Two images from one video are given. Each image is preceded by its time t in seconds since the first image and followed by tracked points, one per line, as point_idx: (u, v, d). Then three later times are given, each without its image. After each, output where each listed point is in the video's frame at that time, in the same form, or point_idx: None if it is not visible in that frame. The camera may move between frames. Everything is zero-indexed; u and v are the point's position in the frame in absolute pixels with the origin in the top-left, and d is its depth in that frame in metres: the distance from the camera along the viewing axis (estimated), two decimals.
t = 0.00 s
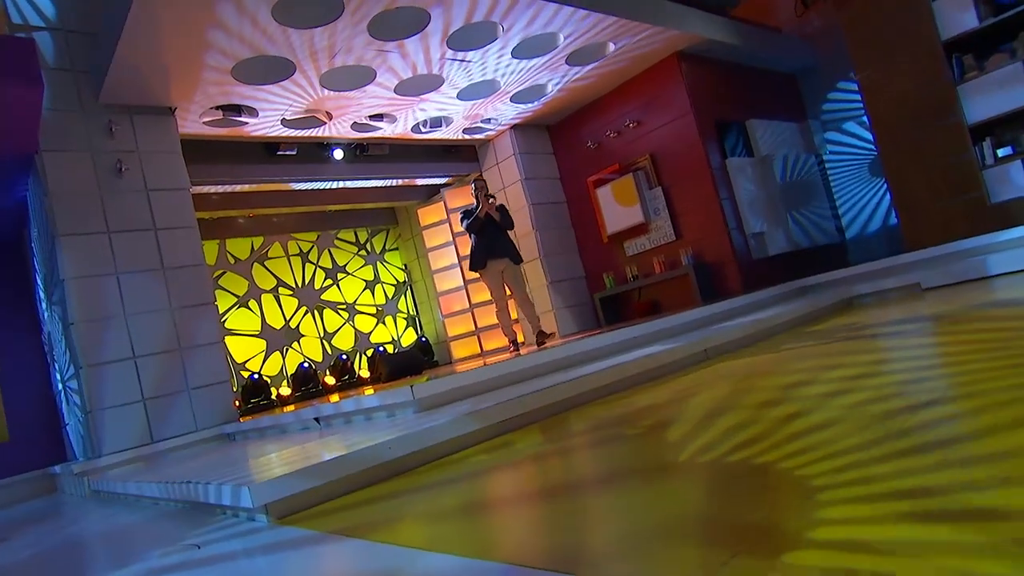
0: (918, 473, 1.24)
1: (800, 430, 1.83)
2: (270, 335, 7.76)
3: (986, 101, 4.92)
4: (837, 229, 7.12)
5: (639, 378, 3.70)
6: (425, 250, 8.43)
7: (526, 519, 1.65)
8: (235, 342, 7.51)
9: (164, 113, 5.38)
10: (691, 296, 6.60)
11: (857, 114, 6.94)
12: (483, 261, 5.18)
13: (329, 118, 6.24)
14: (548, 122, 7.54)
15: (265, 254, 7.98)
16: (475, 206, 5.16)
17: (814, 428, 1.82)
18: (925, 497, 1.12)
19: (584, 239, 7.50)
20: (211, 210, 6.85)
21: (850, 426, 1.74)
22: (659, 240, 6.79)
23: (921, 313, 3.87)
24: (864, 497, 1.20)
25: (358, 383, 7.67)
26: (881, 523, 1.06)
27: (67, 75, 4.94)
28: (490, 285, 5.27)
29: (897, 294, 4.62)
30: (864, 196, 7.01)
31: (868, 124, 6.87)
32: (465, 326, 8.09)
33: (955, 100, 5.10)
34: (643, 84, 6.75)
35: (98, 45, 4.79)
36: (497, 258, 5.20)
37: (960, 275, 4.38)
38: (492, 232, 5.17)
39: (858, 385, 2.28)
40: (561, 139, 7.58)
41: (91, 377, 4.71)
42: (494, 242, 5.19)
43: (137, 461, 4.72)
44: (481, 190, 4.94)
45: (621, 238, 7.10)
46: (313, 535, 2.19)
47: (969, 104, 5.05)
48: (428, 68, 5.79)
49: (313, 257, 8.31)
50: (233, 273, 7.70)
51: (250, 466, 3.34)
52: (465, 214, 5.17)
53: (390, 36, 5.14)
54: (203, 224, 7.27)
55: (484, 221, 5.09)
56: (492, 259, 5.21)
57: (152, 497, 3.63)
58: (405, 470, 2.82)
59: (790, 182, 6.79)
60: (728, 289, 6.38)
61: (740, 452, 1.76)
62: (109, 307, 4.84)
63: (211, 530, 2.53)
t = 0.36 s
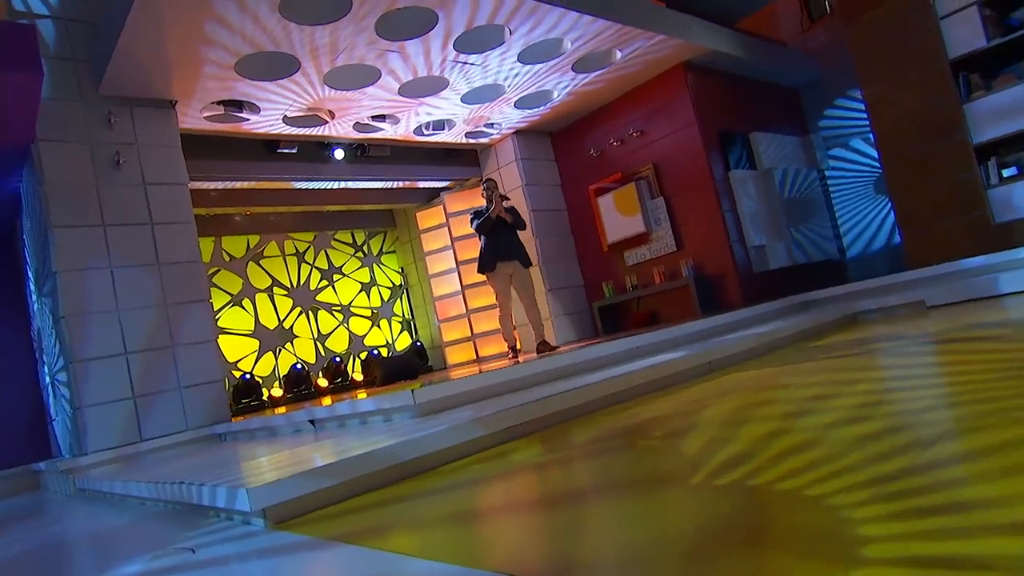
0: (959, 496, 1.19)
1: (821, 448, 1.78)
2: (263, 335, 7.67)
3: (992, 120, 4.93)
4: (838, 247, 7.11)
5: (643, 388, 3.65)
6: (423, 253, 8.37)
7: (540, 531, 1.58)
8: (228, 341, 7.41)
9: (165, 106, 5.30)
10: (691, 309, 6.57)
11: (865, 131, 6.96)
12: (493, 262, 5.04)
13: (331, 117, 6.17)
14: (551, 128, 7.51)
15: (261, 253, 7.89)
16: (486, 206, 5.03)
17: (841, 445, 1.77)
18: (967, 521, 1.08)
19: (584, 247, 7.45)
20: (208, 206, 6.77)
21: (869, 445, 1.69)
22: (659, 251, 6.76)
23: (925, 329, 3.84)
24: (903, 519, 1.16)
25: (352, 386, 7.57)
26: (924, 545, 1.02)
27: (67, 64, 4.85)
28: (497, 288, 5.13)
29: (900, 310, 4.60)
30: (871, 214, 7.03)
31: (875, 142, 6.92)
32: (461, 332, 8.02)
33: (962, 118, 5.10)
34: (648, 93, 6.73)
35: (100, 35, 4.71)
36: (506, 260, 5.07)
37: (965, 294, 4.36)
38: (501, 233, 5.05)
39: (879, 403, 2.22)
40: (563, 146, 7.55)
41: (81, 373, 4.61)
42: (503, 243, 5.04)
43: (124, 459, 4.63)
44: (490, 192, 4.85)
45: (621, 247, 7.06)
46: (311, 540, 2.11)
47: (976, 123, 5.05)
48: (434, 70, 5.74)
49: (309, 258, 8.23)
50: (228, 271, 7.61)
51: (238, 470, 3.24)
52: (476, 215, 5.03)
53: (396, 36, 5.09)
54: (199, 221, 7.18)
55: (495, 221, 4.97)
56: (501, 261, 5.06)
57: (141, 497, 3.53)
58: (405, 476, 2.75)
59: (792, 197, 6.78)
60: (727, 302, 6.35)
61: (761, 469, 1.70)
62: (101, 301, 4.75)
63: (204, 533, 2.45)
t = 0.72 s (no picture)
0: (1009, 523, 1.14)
1: (846, 467, 1.72)
2: (256, 335, 7.58)
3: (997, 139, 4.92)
4: (837, 263, 7.10)
5: (646, 400, 3.59)
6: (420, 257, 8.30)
7: (555, 545, 1.52)
8: (219, 340, 7.33)
9: (165, 99, 5.20)
10: (691, 320, 6.53)
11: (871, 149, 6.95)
12: (504, 263, 4.81)
13: (333, 115, 6.08)
14: (554, 135, 7.47)
15: (256, 252, 7.81)
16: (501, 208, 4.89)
17: (866, 464, 1.71)
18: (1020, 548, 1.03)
19: (583, 255, 7.41)
20: (205, 203, 6.70)
21: (895, 465, 1.63)
22: (659, 261, 6.73)
23: (932, 347, 3.80)
24: (946, 544, 1.11)
25: (344, 389, 7.48)
26: (967, 570, 0.97)
27: (67, 53, 4.76)
28: (505, 292, 4.90)
29: (903, 328, 4.57)
30: (872, 233, 6.99)
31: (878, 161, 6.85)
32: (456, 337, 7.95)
33: (967, 137, 5.09)
34: (652, 102, 6.70)
35: (101, 24, 4.63)
36: (518, 261, 4.84)
37: (969, 313, 4.34)
38: (515, 235, 4.85)
39: (897, 422, 2.17)
40: (565, 153, 7.52)
41: (70, 368, 4.50)
42: (518, 244, 4.84)
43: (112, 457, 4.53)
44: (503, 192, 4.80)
45: (621, 256, 7.01)
46: (310, 547, 2.04)
47: (981, 142, 5.05)
48: (439, 72, 5.70)
49: (304, 258, 8.14)
50: (223, 269, 7.52)
51: (231, 473, 3.15)
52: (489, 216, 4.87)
53: (402, 36, 5.04)
54: (195, 217, 7.09)
55: (510, 222, 4.82)
56: (512, 261, 4.82)
57: (131, 497, 3.44)
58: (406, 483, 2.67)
59: (794, 211, 6.76)
60: (726, 314, 6.32)
61: (784, 486, 1.65)
62: (94, 296, 4.65)
63: (196, 537, 2.37)
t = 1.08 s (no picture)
0: None
1: (873, 487, 1.67)
2: (249, 334, 7.49)
3: (1004, 159, 4.92)
4: (836, 279, 7.07)
5: (650, 412, 3.54)
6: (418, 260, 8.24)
7: (574, 561, 1.46)
8: (212, 338, 7.24)
9: (167, 92, 5.12)
10: (690, 332, 6.50)
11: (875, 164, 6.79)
12: (516, 268, 4.76)
13: (336, 115, 6.01)
14: (557, 142, 7.44)
15: (253, 250, 7.72)
16: (514, 212, 4.81)
17: (893, 484, 1.66)
18: None
19: (583, 263, 7.37)
20: (203, 199, 6.63)
21: (927, 486, 1.58)
22: (660, 271, 6.69)
23: (939, 366, 3.76)
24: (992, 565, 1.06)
25: (337, 391, 7.40)
26: None
27: (69, 42, 4.69)
28: (515, 297, 4.83)
29: (906, 346, 4.55)
30: (873, 250, 6.86)
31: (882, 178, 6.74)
32: (452, 342, 7.88)
33: (973, 156, 5.09)
34: (656, 112, 6.69)
35: (105, 15, 4.56)
36: (531, 266, 4.79)
37: (974, 332, 4.32)
38: (527, 239, 4.79)
39: (920, 445, 2.11)
40: (567, 160, 7.49)
41: (61, 362, 4.42)
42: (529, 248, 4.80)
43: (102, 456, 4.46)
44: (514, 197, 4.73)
45: (620, 265, 6.97)
46: (312, 554, 1.98)
47: (987, 163, 5.05)
48: (445, 74, 5.65)
49: (301, 257, 8.06)
50: (218, 266, 7.44)
51: (226, 475, 3.08)
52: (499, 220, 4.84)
53: (410, 36, 4.99)
54: (191, 213, 7.00)
55: (523, 225, 4.75)
56: (524, 266, 4.77)
57: (123, 498, 3.36)
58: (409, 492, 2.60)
59: (795, 225, 6.75)
60: (726, 327, 6.29)
61: (807, 504, 1.60)
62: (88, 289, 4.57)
63: (193, 540, 2.30)
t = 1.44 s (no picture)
0: None
1: (909, 513, 1.61)
2: (243, 332, 7.39)
3: (1012, 178, 4.90)
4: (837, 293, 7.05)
5: (656, 424, 3.48)
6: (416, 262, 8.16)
7: None
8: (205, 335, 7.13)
9: (170, 84, 5.03)
10: (691, 343, 6.45)
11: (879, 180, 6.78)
12: (522, 272, 4.71)
13: (340, 113, 5.94)
14: (561, 147, 7.40)
15: (249, 247, 7.62)
16: (522, 216, 4.75)
17: (934, 512, 1.60)
18: None
19: (583, 270, 7.31)
20: (201, 194, 6.54)
21: (966, 515, 1.52)
22: (661, 281, 6.65)
23: (946, 386, 3.73)
24: None
25: (331, 393, 7.31)
26: None
27: (72, 30, 4.59)
28: (520, 303, 4.78)
29: (912, 363, 4.52)
30: (875, 266, 6.84)
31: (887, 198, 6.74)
32: (448, 346, 7.80)
33: (982, 175, 5.08)
34: (662, 120, 6.65)
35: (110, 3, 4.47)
36: (536, 271, 4.74)
37: (981, 351, 4.29)
38: (534, 243, 4.73)
39: (934, 468, 2.05)
40: (570, 166, 7.45)
41: (53, 356, 4.31)
42: (533, 257, 4.70)
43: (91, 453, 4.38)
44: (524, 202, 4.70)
45: (621, 274, 6.92)
46: (318, 565, 1.90)
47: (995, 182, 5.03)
48: (452, 75, 5.59)
49: (298, 256, 7.96)
50: (214, 262, 7.33)
51: (221, 477, 2.99)
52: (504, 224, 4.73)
53: (419, 36, 4.93)
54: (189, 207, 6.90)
55: (531, 229, 4.69)
56: (530, 270, 4.72)
57: (115, 498, 3.27)
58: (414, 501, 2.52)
59: (798, 239, 6.72)
60: (726, 339, 6.25)
61: (842, 531, 1.54)
62: (82, 282, 4.46)
63: (191, 546, 2.22)
